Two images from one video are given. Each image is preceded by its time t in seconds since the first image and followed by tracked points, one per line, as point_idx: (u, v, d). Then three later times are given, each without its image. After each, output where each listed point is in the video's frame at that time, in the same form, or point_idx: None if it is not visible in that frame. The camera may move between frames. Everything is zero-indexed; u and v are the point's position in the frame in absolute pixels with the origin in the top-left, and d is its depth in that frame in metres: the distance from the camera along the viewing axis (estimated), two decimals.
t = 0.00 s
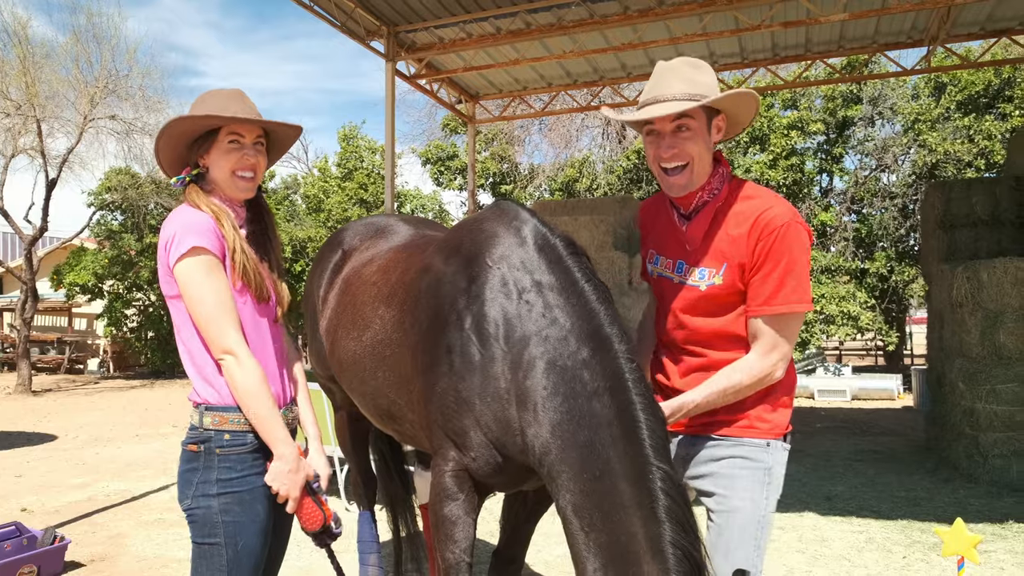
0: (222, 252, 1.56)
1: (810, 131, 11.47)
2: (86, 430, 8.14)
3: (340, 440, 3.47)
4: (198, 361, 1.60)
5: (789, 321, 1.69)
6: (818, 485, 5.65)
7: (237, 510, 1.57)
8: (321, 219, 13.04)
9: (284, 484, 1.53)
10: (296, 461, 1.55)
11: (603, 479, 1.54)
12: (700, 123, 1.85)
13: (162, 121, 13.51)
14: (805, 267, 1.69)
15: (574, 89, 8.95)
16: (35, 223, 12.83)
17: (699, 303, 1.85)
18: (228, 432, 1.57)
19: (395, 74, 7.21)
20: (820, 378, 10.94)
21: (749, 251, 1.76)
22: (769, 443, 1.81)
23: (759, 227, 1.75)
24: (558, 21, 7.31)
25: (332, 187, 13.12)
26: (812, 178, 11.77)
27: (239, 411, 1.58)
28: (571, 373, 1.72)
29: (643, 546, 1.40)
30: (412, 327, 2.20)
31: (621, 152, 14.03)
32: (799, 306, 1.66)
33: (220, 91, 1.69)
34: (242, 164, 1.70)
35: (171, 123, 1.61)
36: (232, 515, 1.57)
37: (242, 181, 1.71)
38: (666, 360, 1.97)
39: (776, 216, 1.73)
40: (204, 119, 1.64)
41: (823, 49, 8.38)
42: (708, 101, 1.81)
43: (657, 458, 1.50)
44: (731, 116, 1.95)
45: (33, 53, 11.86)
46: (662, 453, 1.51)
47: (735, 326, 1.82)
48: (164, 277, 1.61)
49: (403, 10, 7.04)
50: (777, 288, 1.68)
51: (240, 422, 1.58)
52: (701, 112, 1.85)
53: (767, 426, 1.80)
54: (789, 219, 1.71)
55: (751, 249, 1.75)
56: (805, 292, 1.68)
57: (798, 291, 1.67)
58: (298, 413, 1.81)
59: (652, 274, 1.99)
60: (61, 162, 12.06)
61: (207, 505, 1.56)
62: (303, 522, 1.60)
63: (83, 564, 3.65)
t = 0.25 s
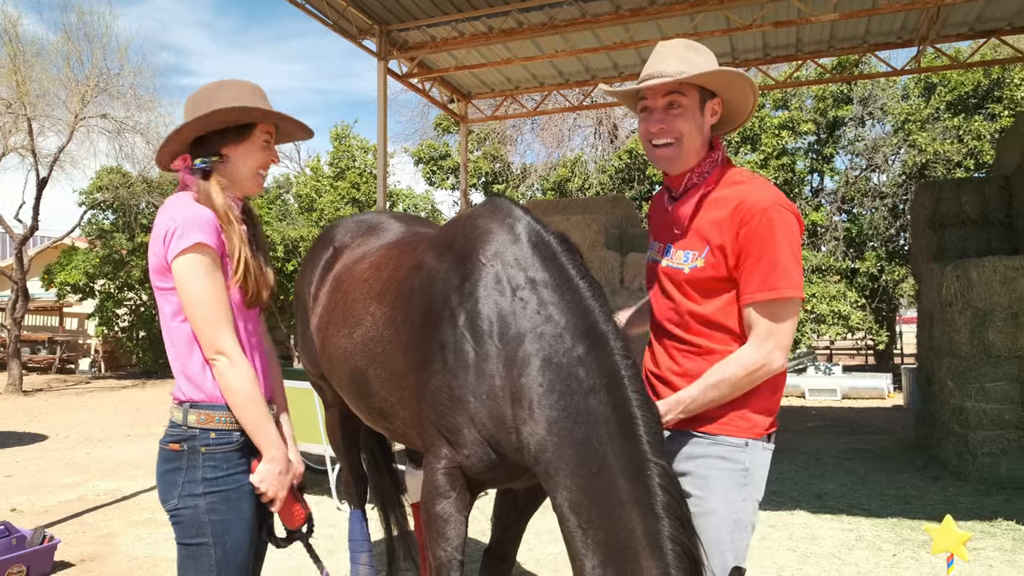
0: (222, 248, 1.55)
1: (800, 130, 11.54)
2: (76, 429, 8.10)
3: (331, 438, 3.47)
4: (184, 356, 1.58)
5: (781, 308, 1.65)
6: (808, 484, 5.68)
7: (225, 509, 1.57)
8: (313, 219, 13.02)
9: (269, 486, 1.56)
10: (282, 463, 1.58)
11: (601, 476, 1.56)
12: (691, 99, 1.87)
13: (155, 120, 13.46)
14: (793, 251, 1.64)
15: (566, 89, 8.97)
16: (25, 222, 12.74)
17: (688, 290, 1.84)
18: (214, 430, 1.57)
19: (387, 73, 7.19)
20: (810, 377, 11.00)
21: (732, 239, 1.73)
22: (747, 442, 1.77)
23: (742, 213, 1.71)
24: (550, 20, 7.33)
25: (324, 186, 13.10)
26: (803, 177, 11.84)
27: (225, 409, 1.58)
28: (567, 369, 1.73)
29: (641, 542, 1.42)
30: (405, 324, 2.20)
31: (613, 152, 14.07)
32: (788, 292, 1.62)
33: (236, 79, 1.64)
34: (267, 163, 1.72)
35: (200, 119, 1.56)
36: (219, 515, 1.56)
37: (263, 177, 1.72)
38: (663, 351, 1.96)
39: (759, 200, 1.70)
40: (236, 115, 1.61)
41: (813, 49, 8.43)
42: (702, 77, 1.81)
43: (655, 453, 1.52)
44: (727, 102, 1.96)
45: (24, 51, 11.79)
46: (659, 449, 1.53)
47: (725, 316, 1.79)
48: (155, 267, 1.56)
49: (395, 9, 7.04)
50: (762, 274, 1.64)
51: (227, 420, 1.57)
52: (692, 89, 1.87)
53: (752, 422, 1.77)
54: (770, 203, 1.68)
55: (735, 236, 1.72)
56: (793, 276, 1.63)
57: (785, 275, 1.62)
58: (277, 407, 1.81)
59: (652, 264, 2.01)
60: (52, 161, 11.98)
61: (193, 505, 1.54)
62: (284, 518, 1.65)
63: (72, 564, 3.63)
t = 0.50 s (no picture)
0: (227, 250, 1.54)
1: (791, 131, 11.61)
2: (66, 429, 8.06)
3: (322, 436, 3.45)
4: (183, 360, 1.56)
5: (774, 304, 1.63)
6: (799, 483, 5.73)
7: (221, 513, 1.57)
8: (305, 218, 12.98)
9: (266, 491, 1.56)
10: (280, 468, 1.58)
11: (598, 475, 1.57)
12: (683, 96, 1.90)
13: (146, 119, 13.41)
14: (783, 247, 1.63)
15: (558, 88, 8.99)
16: (15, 221, 12.66)
17: (680, 288, 1.85)
18: (213, 433, 1.57)
19: (379, 73, 7.19)
20: (801, 377, 11.08)
21: (723, 236, 1.72)
22: (733, 445, 1.77)
23: (731, 210, 1.71)
24: (542, 20, 7.34)
25: (317, 185, 13.08)
26: (794, 178, 11.92)
27: (224, 413, 1.58)
28: (564, 367, 1.74)
29: (638, 542, 1.44)
30: (399, 322, 2.20)
31: (605, 152, 14.11)
32: (781, 287, 1.61)
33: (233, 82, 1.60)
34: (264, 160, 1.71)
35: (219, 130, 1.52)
36: (215, 519, 1.56)
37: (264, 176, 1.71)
38: (658, 352, 1.95)
39: (747, 195, 1.70)
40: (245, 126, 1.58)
41: (804, 49, 8.48)
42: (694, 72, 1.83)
43: (652, 452, 1.53)
44: (717, 100, 1.99)
45: (13, 49, 11.71)
46: (656, 447, 1.55)
47: (718, 314, 1.78)
48: (160, 271, 1.52)
49: (388, 8, 7.03)
50: (753, 271, 1.63)
51: (226, 424, 1.58)
52: (684, 86, 1.90)
53: (741, 422, 1.77)
54: (758, 199, 1.68)
55: (725, 233, 1.72)
56: (784, 271, 1.61)
57: (776, 271, 1.61)
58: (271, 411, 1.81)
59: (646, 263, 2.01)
60: (41, 160, 11.91)
61: (189, 509, 1.54)
62: (279, 523, 1.65)
63: (63, 565, 3.62)
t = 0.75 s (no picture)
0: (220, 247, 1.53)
1: (784, 131, 11.65)
2: (58, 429, 8.03)
3: (315, 434, 3.45)
4: (176, 359, 1.56)
5: (761, 299, 1.64)
6: (792, 482, 5.75)
7: (214, 514, 1.57)
8: (298, 218, 12.95)
9: (260, 491, 1.56)
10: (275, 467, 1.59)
11: (591, 473, 1.58)
12: (671, 91, 1.90)
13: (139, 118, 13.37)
14: (770, 242, 1.63)
15: (551, 87, 9.00)
16: (7, 221, 12.60)
17: (669, 284, 1.85)
18: (209, 433, 1.57)
19: (373, 72, 7.18)
20: (794, 376, 11.13)
21: (710, 231, 1.73)
22: (721, 441, 1.77)
23: (719, 206, 1.72)
24: (535, 20, 7.35)
25: (310, 185, 13.06)
26: (786, 178, 11.96)
27: (220, 413, 1.59)
28: (556, 365, 1.75)
29: (631, 540, 1.44)
30: (392, 320, 2.20)
31: (599, 152, 14.13)
32: (767, 282, 1.61)
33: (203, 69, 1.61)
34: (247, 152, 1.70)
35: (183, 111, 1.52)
36: (208, 520, 1.56)
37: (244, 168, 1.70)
38: (647, 348, 1.97)
39: (735, 191, 1.71)
40: (216, 104, 1.57)
41: (797, 49, 8.51)
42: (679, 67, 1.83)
43: (646, 449, 1.54)
44: (708, 95, 1.99)
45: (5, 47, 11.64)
46: (650, 445, 1.56)
47: (707, 310, 1.78)
48: (151, 268, 1.52)
49: (381, 7, 7.02)
50: (740, 266, 1.64)
51: (222, 424, 1.58)
52: (671, 82, 1.90)
53: (729, 417, 1.77)
54: (745, 194, 1.68)
55: (712, 228, 1.73)
56: (771, 267, 1.62)
57: (762, 266, 1.62)
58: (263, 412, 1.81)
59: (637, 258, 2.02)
60: (34, 159, 11.85)
61: (182, 511, 1.54)
62: (273, 525, 1.65)
63: (54, 565, 3.61)
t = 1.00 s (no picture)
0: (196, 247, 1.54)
1: (776, 131, 11.70)
2: (49, 429, 7.99)
3: (306, 434, 3.45)
4: (158, 360, 1.56)
5: (747, 294, 1.67)
6: (784, 481, 5.78)
7: (201, 514, 1.57)
8: (291, 218, 12.92)
9: (247, 491, 1.56)
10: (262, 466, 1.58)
11: (580, 472, 1.59)
12: (650, 85, 1.91)
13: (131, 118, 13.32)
14: (756, 239, 1.67)
15: (544, 87, 9.01)
16: None
17: (654, 279, 1.87)
18: (195, 434, 1.57)
19: (365, 71, 7.17)
20: (786, 376, 11.19)
21: (696, 227, 1.75)
22: (710, 432, 1.80)
23: (704, 202, 1.74)
24: (527, 19, 7.35)
25: (303, 184, 13.03)
26: (778, 178, 12.02)
27: (205, 413, 1.59)
28: (544, 364, 1.76)
29: (621, 540, 1.45)
30: (380, 319, 2.20)
31: (591, 152, 14.16)
32: (754, 279, 1.64)
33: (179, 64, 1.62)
34: (229, 147, 1.70)
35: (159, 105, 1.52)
36: (195, 520, 1.56)
37: (226, 163, 1.70)
38: (632, 342, 1.98)
39: (721, 187, 1.73)
40: (192, 98, 1.57)
41: (789, 50, 8.56)
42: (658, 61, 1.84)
43: (634, 449, 1.55)
44: (689, 88, 1.99)
45: None
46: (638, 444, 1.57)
47: (692, 305, 1.81)
48: (128, 269, 1.53)
49: (374, 6, 7.01)
50: (727, 263, 1.67)
51: (207, 425, 1.58)
52: (651, 75, 1.91)
53: (718, 411, 1.81)
54: (732, 190, 1.71)
55: (699, 225, 1.75)
56: (757, 263, 1.65)
57: (750, 263, 1.64)
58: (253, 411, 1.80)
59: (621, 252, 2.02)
60: (24, 158, 11.78)
61: (167, 511, 1.54)
62: (264, 524, 1.66)
63: (44, 566, 3.59)
